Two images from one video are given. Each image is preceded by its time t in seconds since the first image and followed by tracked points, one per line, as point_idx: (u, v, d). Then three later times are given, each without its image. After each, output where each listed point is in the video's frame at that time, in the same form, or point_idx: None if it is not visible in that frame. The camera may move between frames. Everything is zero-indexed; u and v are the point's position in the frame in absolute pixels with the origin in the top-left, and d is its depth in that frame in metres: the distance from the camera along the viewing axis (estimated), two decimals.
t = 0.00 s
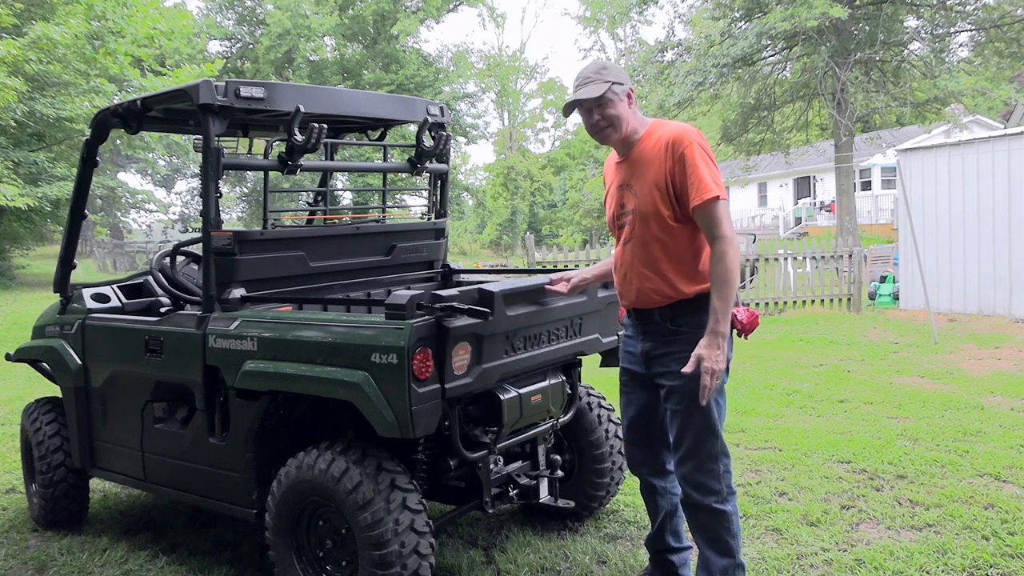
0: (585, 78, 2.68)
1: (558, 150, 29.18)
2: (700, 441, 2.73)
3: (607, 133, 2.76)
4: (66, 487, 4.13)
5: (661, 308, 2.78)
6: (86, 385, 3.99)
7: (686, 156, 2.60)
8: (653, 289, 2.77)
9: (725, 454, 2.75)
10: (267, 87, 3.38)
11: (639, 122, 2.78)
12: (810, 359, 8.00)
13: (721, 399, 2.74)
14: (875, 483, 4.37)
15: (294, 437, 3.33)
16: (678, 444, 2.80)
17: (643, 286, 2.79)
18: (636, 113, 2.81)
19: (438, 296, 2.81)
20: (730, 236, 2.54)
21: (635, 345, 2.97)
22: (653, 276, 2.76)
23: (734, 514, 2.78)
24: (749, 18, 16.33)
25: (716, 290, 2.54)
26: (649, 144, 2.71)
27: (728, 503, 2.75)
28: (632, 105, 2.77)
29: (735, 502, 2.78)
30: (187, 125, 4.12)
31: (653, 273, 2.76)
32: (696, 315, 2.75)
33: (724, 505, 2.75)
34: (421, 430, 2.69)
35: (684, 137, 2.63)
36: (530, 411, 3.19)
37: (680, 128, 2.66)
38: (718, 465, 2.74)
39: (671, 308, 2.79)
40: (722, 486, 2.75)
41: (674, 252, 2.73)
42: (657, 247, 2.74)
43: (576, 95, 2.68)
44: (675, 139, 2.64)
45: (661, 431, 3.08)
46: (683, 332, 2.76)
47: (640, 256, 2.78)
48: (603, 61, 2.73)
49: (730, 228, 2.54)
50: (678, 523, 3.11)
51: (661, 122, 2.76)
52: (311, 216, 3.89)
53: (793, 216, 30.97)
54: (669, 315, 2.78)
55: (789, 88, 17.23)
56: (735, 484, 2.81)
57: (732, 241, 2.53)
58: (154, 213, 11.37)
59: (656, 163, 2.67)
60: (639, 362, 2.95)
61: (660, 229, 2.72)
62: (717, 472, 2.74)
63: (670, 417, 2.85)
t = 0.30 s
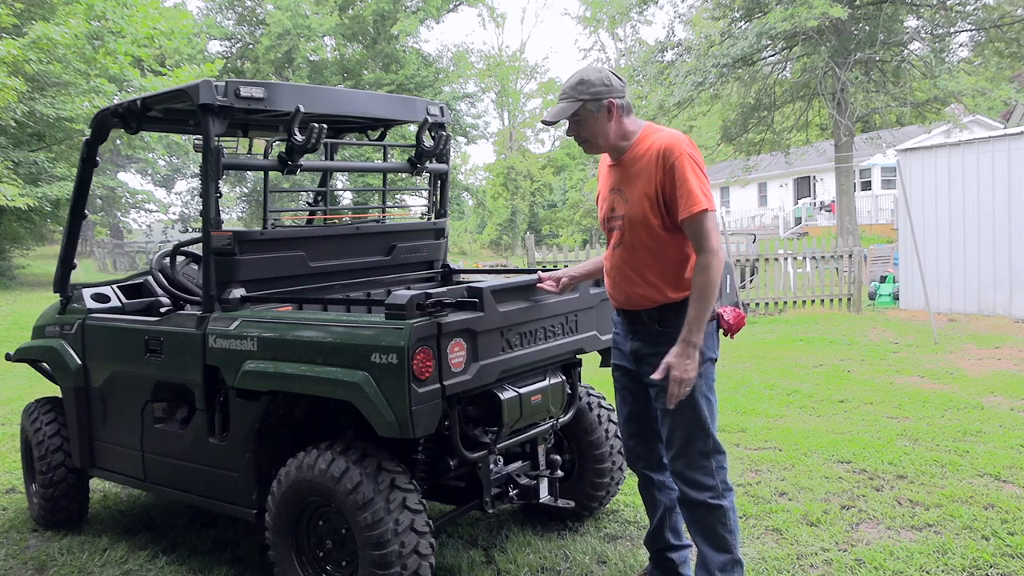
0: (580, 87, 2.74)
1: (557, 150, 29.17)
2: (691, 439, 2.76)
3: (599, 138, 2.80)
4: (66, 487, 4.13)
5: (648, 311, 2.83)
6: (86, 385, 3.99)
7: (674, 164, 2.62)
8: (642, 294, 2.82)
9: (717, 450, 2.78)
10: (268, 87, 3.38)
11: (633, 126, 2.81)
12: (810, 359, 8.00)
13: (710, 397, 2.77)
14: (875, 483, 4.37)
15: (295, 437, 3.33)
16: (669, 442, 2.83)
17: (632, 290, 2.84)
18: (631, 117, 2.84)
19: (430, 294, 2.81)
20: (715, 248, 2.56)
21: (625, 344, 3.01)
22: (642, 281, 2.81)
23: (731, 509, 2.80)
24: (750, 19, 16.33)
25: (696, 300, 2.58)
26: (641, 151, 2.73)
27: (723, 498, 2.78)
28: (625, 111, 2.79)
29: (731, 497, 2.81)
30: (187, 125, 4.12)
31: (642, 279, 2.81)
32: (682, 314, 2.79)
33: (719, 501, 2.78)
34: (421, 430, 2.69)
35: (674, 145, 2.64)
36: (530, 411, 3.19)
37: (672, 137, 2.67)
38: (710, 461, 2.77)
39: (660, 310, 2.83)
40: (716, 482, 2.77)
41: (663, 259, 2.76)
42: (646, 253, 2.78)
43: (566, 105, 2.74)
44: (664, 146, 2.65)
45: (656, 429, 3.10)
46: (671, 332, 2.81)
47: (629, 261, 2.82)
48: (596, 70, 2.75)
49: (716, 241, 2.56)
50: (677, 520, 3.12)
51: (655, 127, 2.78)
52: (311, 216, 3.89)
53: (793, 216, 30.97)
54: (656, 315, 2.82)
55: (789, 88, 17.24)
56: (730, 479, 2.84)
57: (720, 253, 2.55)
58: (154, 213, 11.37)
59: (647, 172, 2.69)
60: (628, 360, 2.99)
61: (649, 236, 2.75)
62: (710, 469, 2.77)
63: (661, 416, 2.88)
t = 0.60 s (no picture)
0: (572, 94, 2.77)
1: (557, 150, 29.15)
2: (681, 440, 2.89)
3: (597, 143, 2.84)
4: (66, 487, 4.13)
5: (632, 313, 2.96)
6: (86, 385, 3.99)
7: (655, 178, 2.69)
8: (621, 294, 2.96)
9: (709, 451, 2.90)
10: (267, 87, 3.38)
11: (628, 131, 2.85)
12: (810, 359, 8.00)
13: (700, 399, 2.90)
14: (875, 483, 4.37)
15: (295, 437, 3.33)
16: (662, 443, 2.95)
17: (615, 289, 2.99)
18: (629, 121, 2.87)
19: (431, 294, 2.82)
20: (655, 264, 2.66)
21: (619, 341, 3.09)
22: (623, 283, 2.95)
23: (725, 508, 2.91)
24: (749, 18, 16.33)
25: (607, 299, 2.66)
26: (627, 161, 2.79)
27: (716, 497, 2.89)
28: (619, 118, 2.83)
29: (724, 496, 2.92)
30: (187, 125, 4.11)
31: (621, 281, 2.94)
32: (671, 319, 2.88)
33: (712, 500, 2.89)
34: (421, 430, 2.69)
35: (658, 158, 2.70)
36: (530, 411, 3.19)
37: (655, 152, 2.72)
38: (701, 461, 2.89)
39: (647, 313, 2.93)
40: (708, 482, 2.89)
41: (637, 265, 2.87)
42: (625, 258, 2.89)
43: (558, 110, 2.76)
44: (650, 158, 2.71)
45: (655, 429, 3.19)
46: (659, 335, 2.90)
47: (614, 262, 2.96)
48: (593, 76, 2.78)
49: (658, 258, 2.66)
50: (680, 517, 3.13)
51: (648, 136, 2.81)
52: (311, 216, 3.88)
53: (793, 216, 30.97)
54: (642, 318, 2.93)
55: (789, 88, 17.24)
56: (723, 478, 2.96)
57: (653, 267, 2.65)
58: (154, 213, 11.36)
59: (627, 184, 2.77)
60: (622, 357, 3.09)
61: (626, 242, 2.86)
62: (701, 468, 2.89)
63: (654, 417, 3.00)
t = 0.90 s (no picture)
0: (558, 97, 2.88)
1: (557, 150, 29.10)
2: (668, 439, 2.94)
3: (585, 146, 2.94)
4: (66, 487, 4.13)
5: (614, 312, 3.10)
6: (86, 385, 3.99)
7: (620, 184, 2.79)
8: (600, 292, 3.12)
9: (696, 450, 2.94)
10: (267, 87, 3.38)
11: (618, 135, 2.94)
12: (810, 359, 8.00)
13: (686, 398, 2.95)
14: (875, 483, 4.37)
15: (295, 438, 3.33)
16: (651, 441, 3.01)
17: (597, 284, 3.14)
18: (618, 125, 2.95)
19: (431, 293, 2.80)
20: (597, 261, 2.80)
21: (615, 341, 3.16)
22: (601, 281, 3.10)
23: (714, 507, 2.95)
24: (749, 19, 16.32)
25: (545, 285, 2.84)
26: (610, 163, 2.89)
27: (704, 495, 2.93)
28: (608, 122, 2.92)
29: (713, 494, 2.95)
30: (187, 125, 4.11)
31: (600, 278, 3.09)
32: (660, 321, 2.94)
33: (700, 498, 2.93)
34: (421, 430, 2.69)
35: (628, 166, 2.80)
36: (530, 411, 3.19)
37: (628, 158, 2.81)
38: (688, 460, 2.94)
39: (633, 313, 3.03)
40: (695, 481, 2.93)
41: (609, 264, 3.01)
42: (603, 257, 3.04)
43: (547, 111, 2.89)
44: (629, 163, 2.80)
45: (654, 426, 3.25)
46: (647, 336, 2.97)
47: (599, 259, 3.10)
48: (583, 79, 2.88)
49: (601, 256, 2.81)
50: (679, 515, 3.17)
51: (634, 142, 2.88)
52: (311, 216, 3.88)
53: (793, 216, 30.97)
54: (631, 319, 3.01)
55: (789, 88, 17.24)
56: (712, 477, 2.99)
57: (593, 264, 2.80)
58: (154, 213, 11.34)
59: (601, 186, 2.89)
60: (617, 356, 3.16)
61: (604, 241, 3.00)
62: (689, 467, 2.93)
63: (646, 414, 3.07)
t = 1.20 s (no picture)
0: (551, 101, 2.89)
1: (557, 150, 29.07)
2: (665, 437, 2.95)
3: (577, 151, 2.94)
4: (66, 487, 4.13)
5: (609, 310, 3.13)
6: (86, 385, 3.99)
7: (603, 192, 2.80)
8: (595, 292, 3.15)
9: (692, 448, 2.94)
10: (267, 87, 3.38)
11: (612, 140, 2.94)
12: (810, 359, 8.00)
13: (683, 397, 2.95)
14: (875, 483, 4.37)
15: (295, 438, 3.33)
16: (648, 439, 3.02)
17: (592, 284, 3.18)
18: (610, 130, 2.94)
19: (431, 293, 2.79)
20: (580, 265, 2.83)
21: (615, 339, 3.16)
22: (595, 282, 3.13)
23: (710, 505, 2.94)
24: (749, 19, 16.31)
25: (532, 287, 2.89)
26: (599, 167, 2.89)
27: (700, 494, 2.93)
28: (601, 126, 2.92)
29: (710, 492, 2.95)
30: (187, 125, 4.11)
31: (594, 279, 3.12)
32: (659, 319, 2.95)
33: (696, 497, 2.93)
34: (421, 430, 2.69)
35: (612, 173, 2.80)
36: (530, 411, 3.19)
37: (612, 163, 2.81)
38: (684, 458, 2.94)
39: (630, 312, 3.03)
40: (691, 479, 2.93)
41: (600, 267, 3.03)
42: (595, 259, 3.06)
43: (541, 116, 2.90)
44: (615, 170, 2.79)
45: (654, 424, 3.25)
46: (645, 334, 2.97)
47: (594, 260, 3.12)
48: (575, 84, 2.87)
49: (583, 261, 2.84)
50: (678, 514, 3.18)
51: (623, 148, 2.88)
52: (311, 216, 3.88)
53: (793, 216, 30.97)
54: (630, 317, 3.02)
55: (789, 88, 17.24)
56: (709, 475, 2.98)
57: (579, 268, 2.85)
58: (154, 213, 11.34)
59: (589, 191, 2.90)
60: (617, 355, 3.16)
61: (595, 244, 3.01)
62: (685, 465, 2.93)
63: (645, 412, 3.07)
